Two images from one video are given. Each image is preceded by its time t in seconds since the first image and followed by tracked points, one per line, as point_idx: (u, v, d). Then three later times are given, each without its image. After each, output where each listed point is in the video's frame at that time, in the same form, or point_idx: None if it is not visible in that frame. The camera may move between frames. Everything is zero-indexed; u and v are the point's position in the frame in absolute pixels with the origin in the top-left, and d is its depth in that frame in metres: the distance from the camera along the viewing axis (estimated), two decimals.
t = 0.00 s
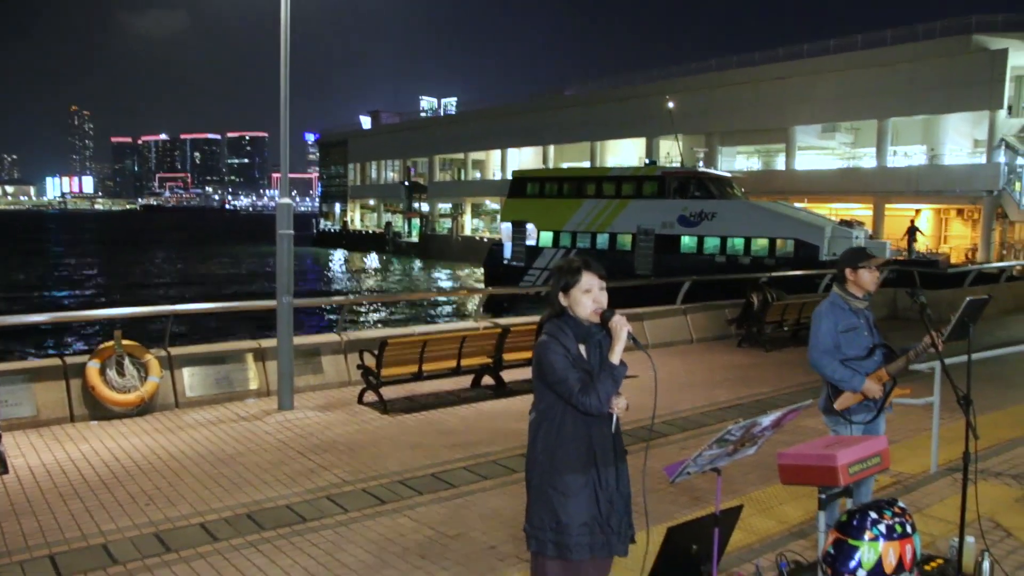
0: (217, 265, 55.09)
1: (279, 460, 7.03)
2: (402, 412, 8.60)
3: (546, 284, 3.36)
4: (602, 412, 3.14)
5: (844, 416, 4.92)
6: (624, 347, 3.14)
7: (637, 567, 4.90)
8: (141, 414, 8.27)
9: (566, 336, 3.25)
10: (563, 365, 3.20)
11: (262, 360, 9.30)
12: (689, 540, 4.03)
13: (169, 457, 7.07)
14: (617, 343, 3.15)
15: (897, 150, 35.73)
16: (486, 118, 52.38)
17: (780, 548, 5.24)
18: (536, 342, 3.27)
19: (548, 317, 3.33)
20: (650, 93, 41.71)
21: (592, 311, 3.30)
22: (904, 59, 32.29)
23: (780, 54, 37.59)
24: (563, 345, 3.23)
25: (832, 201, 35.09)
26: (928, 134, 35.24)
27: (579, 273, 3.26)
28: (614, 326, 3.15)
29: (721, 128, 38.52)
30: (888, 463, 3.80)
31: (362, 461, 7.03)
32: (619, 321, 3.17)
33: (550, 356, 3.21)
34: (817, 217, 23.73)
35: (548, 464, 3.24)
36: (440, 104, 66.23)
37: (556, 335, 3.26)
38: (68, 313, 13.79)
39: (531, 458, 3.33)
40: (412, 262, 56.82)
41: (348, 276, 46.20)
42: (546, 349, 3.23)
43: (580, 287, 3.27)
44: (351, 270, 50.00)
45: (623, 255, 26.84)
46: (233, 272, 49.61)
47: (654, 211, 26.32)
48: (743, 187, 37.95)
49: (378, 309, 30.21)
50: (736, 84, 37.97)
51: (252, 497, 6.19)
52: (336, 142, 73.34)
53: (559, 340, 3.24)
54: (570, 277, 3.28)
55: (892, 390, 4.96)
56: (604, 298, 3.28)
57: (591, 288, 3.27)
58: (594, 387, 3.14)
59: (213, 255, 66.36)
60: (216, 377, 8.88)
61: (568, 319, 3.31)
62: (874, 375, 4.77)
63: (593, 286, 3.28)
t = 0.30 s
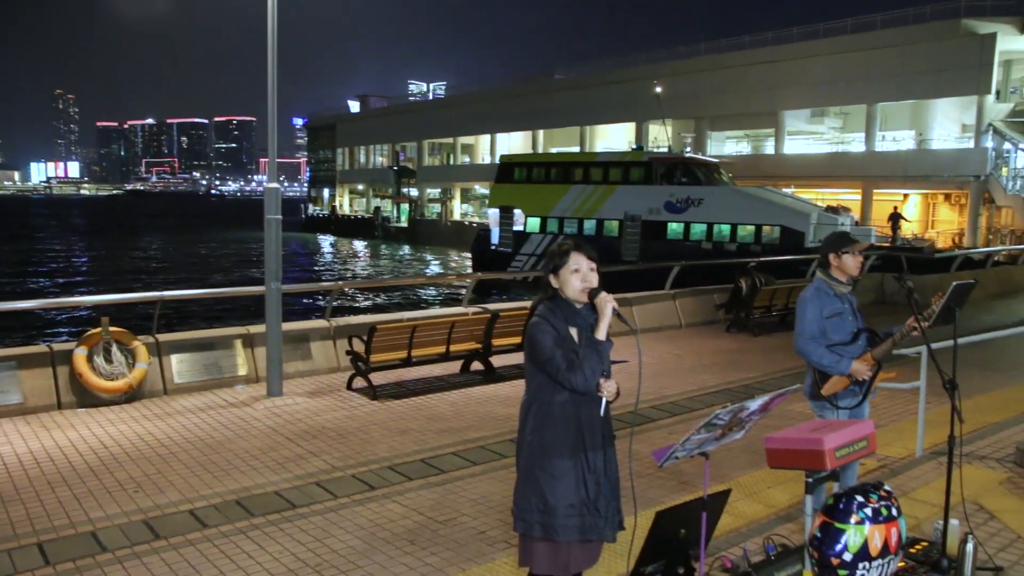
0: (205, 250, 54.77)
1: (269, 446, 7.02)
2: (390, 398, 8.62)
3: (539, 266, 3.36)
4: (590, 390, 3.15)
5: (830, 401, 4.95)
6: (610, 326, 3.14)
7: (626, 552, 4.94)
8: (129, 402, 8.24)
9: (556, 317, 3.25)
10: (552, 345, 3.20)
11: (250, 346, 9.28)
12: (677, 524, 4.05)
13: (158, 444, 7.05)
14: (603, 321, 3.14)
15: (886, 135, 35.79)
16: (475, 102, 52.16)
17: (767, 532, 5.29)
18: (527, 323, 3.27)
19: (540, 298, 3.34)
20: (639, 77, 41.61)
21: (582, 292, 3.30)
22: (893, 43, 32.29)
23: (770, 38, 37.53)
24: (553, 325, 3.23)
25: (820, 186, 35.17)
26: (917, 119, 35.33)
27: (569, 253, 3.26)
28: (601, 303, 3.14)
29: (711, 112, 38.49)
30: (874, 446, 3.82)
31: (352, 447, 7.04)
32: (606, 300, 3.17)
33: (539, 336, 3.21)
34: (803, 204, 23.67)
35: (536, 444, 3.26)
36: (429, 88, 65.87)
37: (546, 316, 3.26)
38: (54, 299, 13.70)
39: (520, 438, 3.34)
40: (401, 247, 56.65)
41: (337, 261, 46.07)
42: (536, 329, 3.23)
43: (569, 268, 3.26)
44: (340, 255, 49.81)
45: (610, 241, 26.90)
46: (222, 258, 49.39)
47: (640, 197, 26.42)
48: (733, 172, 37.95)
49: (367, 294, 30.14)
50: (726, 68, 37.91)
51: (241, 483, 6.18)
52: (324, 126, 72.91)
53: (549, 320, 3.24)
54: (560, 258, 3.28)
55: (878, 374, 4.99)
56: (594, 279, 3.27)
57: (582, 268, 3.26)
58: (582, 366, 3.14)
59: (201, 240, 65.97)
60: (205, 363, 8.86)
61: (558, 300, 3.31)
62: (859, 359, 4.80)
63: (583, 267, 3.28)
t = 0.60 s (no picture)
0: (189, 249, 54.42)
1: (254, 446, 6.99)
2: (377, 396, 8.59)
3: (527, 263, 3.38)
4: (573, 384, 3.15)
5: (815, 397, 4.98)
6: (593, 321, 3.15)
7: (613, 548, 4.96)
8: (113, 401, 8.18)
9: (542, 313, 3.26)
10: (536, 340, 3.21)
11: (235, 345, 9.24)
12: (663, 521, 4.07)
13: (142, 444, 7.00)
14: (586, 316, 3.15)
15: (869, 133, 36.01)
16: (460, 100, 52.08)
17: (753, 528, 5.32)
18: (513, 319, 3.29)
19: (527, 295, 3.36)
20: (625, 75, 41.68)
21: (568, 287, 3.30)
22: (876, 42, 32.47)
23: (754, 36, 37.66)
24: (537, 320, 3.25)
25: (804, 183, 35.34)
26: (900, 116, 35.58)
27: (555, 250, 3.27)
28: (584, 296, 3.14)
29: (695, 110, 38.59)
30: (859, 442, 3.84)
31: (339, 445, 7.02)
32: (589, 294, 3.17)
33: (524, 331, 3.23)
34: (785, 202, 23.76)
35: (521, 440, 3.27)
36: (414, 86, 65.71)
37: (532, 311, 3.28)
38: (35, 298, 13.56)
39: (505, 434, 3.35)
40: (387, 245, 56.50)
41: (323, 259, 45.87)
42: (521, 325, 3.24)
43: (555, 263, 3.27)
44: (325, 254, 49.58)
45: (594, 239, 26.96)
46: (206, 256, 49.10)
47: (623, 195, 26.48)
48: (717, 169, 38.09)
49: (353, 292, 30.06)
50: (711, 66, 38.02)
51: (226, 483, 6.16)
52: (309, 124, 72.61)
53: (535, 316, 3.26)
54: (546, 255, 3.30)
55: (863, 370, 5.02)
56: (579, 274, 3.27)
57: (567, 265, 3.26)
58: (566, 360, 3.15)
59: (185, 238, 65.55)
60: (190, 362, 8.80)
61: (544, 296, 3.32)
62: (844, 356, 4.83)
63: (569, 262, 3.28)
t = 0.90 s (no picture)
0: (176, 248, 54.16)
1: (242, 445, 6.97)
2: (365, 394, 8.58)
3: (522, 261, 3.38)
4: (561, 384, 3.16)
5: (806, 394, 5.01)
6: (582, 322, 3.15)
7: (601, 546, 4.97)
8: (100, 401, 8.12)
9: (534, 312, 3.27)
10: (528, 339, 3.21)
11: (223, 344, 9.20)
12: (653, 518, 4.09)
13: (129, 443, 6.97)
14: (577, 315, 3.15)
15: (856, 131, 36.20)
16: (449, 98, 51.94)
17: (741, 524, 5.35)
18: (505, 317, 3.29)
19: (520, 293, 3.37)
20: (613, 74, 41.74)
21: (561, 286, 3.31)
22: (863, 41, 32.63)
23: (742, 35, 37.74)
24: (530, 318, 3.25)
25: (790, 181, 35.52)
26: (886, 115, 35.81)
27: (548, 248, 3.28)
28: (576, 297, 3.14)
29: (683, 108, 38.69)
30: (846, 439, 3.85)
31: (327, 444, 7.00)
32: (581, 295, 3.18)
33: (515, 329, 3.24)
34: (770, 200, 23.87)
35: (509, 438, 3.27)
36: (402, 83, 65.55)
37: (525, 309, 3.28)
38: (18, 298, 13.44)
39: (494, 431, 3.36)
40: (375, 244, 56.36)
41: (310, 258, 45.71)
42: (513, 323, 3.25)
43: (549, 262, 3.28)
44: (313, 253, 49.39)
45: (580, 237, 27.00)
46: (193, 255, 48.88)
47: (610, 193, 26.53)
48: (705, 167, 38.20)
49: (341, 291, 29.98)
50: (698, 64, 38.13)
51: (214, 482, 6.13)
52: (297, 122, 72.32)
53: (527, 314, 3.26)
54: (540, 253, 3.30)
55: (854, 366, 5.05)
56: (573, 273, 3.28)
57: (561, 264, 3.27)
58: (556, 360, 3.15)
59: (173, 237, 65.25)
60: (177, 361, 8.76)
61: (537, 295, 3.33)
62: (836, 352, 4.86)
63: (561, 261, 3.30)
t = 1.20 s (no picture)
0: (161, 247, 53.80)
1: (229, 445, 6.94)
2: (353, 394, 8.55)
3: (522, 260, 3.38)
4: (550, 388, 3.16)
5: (799, 390, 5.03)
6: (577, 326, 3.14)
7: (588, 544, 4.98)
8: (85, 402, 8.06)
9: (530, 311, 3.27)
10: (523, 339, 3.20)
11: (210, 343, 9.15)
12: (642, 515, 4.11)
13: (115, 444, 6.93)
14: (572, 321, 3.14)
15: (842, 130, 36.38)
16: (436, 96, 51.82)
17: (728, 522, 5.37)
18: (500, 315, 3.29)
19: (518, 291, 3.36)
20: (600, 73, 41.78)
21: (558, 289, 3.30)
22: (848, 40, 32.79)
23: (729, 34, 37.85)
24: (525, 317, 3.25)
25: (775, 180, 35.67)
26: (871, 113, 36.04)
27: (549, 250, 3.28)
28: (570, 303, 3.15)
29: (670, 107, 38.74)
30: (832, 435, 3.85)
31: (315, 444, 6.97)
32: (576, 301, 3.17)
33: (511, 328, 3.22)
34: (753, 199, 23.98)
35: (494, 435, 3.26)
36: (389, 82, 65.39)
37: (521, 308, 3.27)
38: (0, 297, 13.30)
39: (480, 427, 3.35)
40: (362, 242, 56.17)
41: (297, 257, 45.51)
42: (508, 321, 3.24)
43: (548, 265, 3.28)
44: (300, 252, 49.15)
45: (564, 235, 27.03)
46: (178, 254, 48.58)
47: (594, 192, 26.57)
48: (692, 165, 38.27)
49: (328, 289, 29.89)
50: (684, 63, 38.22)
51: (201, 482, 6.10)
52: (283, 120, 72.00)
53: (522, 312, 3.25)
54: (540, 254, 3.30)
55: (845, 363, 5.08)
56: (571, 276, 3.28)
57: (560, 267, 3.28)
58: (547, 363, 3.15)
59: (158, 237, 64.80)
60: (163, 361, 8.71)
61: (535, 295, 3.33)
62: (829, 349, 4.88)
63: (561, 264, 3.29)
